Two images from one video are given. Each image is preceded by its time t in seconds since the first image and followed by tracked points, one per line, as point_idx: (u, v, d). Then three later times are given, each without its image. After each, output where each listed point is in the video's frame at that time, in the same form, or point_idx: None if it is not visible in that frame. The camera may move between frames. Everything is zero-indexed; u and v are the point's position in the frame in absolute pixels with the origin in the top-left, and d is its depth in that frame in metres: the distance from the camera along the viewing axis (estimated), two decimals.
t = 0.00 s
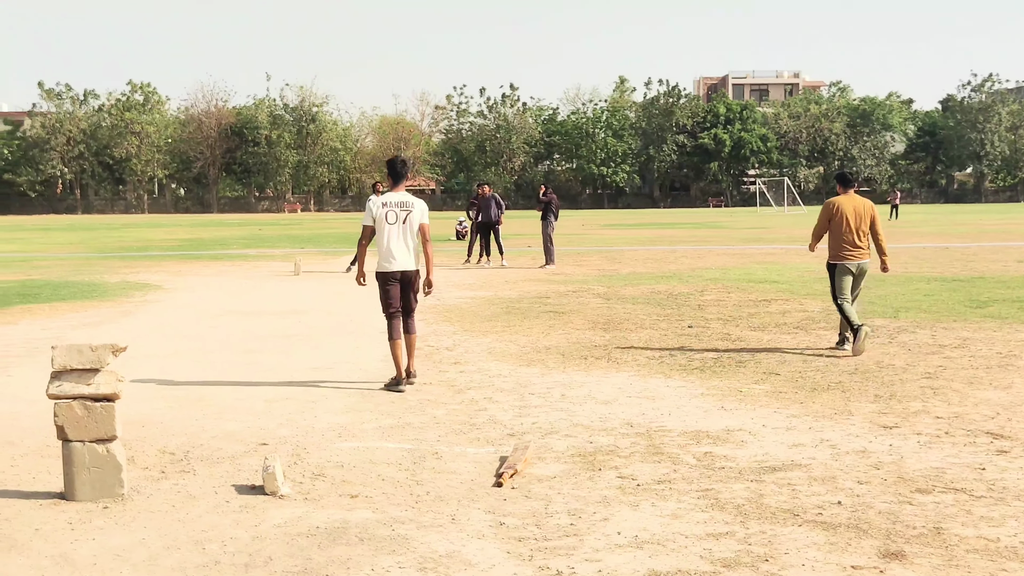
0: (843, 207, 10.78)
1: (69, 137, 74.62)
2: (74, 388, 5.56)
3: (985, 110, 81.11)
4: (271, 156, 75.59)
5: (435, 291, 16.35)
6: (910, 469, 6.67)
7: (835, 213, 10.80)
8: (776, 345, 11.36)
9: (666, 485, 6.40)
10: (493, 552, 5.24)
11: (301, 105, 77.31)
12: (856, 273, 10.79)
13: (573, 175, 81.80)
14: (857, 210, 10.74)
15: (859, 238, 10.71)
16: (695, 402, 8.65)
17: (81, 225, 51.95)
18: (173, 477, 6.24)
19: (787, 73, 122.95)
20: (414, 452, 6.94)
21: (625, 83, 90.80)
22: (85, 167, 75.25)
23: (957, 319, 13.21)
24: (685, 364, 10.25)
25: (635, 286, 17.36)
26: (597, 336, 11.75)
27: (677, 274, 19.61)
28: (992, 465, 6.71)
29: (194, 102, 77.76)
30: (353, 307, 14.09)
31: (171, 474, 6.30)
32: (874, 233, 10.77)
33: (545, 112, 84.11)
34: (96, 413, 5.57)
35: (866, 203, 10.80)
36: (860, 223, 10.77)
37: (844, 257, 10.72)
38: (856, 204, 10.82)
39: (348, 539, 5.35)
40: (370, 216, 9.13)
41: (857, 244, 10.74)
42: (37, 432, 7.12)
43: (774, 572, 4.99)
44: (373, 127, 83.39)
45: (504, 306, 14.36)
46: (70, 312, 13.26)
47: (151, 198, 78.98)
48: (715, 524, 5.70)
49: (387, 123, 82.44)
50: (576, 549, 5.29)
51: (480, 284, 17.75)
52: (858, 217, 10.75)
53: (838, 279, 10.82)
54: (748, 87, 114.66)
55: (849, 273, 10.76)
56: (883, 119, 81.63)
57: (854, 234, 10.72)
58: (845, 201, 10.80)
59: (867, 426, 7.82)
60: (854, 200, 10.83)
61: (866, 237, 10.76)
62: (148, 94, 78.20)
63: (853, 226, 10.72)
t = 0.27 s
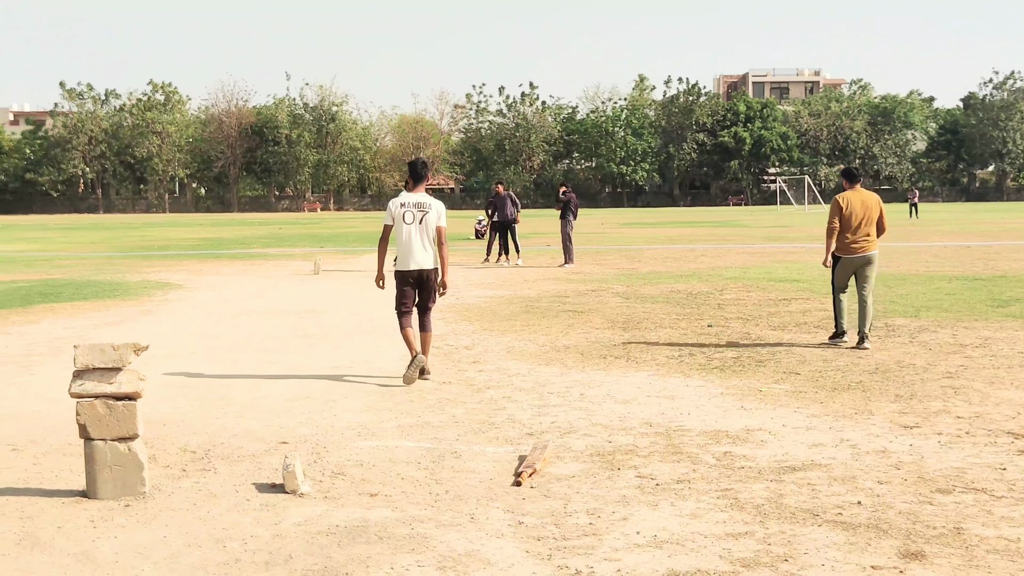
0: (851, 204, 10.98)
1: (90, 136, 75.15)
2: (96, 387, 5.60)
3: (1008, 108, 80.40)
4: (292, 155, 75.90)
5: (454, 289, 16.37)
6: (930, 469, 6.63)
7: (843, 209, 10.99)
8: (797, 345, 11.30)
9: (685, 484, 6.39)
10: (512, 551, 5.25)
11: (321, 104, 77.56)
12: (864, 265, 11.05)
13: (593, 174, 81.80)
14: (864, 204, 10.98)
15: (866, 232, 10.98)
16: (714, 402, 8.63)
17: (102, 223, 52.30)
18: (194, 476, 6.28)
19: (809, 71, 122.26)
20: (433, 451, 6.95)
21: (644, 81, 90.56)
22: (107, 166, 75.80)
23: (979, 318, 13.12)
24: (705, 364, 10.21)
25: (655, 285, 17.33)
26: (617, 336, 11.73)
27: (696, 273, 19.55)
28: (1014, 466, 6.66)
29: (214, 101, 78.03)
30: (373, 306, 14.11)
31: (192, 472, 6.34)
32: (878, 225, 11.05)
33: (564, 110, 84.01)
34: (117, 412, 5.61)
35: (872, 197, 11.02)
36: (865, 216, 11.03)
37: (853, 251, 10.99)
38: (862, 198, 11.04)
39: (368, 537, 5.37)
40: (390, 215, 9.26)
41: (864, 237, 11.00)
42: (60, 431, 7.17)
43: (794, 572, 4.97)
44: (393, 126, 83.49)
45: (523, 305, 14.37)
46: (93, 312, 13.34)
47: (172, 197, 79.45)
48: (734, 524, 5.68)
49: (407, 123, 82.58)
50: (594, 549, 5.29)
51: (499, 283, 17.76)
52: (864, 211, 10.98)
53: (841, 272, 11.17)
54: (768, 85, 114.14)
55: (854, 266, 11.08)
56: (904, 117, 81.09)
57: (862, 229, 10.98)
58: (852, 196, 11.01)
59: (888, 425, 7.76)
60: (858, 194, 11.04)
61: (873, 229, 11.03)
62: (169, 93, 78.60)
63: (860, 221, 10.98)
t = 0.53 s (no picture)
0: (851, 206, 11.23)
1: (106, 136, 75.54)
2: (113, 385, 5.63)
3: None
4: (307, 155, 76.07)
5: (469, 288, 16.35)
6: (948, 465, 6.59)
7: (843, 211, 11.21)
8: (813, 341, 11.25)
9: (701, 482, 6.36)
10: (529, 548, 5.24)
11: (335, 103, 77.65)
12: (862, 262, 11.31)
13: (607, 172, 81.58)
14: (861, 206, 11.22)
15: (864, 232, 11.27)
16: (730, 399, 8.59)
17: (119, 223, 52.53)
18: (211, 474, 6.31)
19: (824, 67, 121.67)
20: (448, 449, 6.96)
21: (658, 79, 90.26)
22: (122, 166, 76.15)
23: (996, 315, 13.04)
24: (720, 361, 10.18)
25: (671, 283, 17.29)
26: (632, 334, 11.72)
27: (711, 271, 19.50)
28: None
29: (229, 101, 78.22)
30: (388, 305, 14.11)
31: (208, 471, 6.36)
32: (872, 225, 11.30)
33: (579, 108, 83.80)
34: (134, 411, 5.63)
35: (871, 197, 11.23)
36: (862, 217, 11.29)
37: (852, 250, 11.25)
38: (858, 198, 11.30)
39: (383, 535, 5.37)
40: (403, 213, 9.50)
41: (862, 237, 11.28)
42: (77, 430, 7.23)
43: (812, 569, 4.94)
44: (407, 125, 83.49)
45: (538, 303, 14.36)
46: (108, 311, 13.40)
47: (188, 196, 79.75)
48: (750, 521, 5.66)
49: (421, 121, 82.58)
50: (610, 547, 5.28)
51: (514, 281, 17.76)
52: (862, 212, 11.21)
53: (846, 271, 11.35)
54: (783, 81, 113.60)
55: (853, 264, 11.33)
56: (920, 113, 80.57)
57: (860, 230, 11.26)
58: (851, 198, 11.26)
59: (904, 422, 7.72)
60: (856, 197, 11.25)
61: (870, 231, 11.30)
62: (184, 93, 78.86)
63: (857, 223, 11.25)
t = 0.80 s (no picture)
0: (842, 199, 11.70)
1: (114, 138, 75.85)
2: (120, 387, 5.64)
3: None
4: (314, 155, 76.24)
5: (476, 288, 16.36)
6: (956, 465, 6.57)
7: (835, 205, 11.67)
8: (821, 340, 11.22)
9: (708, 482, 6.35)
10: (537, 549, 5.24)
11: (342, 104, 77.76)
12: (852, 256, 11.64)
13: (614, 171, 81.51)
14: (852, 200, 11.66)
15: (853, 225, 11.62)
16: (738, 398, 8.58)
17: (127, 225, 52.71)
18: (219, 475, 6.32)
19: (832, 66, 121.36)
20: (456, 449, 6.96)
21: (665, 78, 90.13)
22: (130, 167, 76.41)
23: (1004, 313, 13.00)
24: (727, 361, 10.17)
25: (678, 282, 17.28)
26: (639, 333, 11.71)
27: (718, 270, 19.49)
28: None
29: (236, 102, 78.34)
30: (395, 305, 14.12)
31: (216, 472, 6.38)
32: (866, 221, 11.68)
33: (586, 107, 83.78)
34: (141, 412, 5.64)
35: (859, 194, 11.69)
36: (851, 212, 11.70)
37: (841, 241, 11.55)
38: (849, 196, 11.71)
39: (391, 536, 5.38)
40: (401, 219, 9.54)
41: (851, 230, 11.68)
42: (85, 431, 7.25)
43: (820, 569, 4.94)
44: (414, 125, 83.54)
45: (545, 303, 14.35)
46: (117, 313, 13.44)
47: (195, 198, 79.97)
48: (758, 521, 5.65)
49: (428, 121, 82.63)
50: (618, 547, 5.28)
51: (521, 281, 17.76)
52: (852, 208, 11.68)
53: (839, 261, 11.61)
54: (790, 80, 113.40)
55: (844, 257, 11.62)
56: (928, 111, 80.37)
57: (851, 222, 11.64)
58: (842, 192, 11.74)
59: (911, 421, 7.70)
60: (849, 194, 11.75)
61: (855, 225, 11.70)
62: (191, 94, 79.03)
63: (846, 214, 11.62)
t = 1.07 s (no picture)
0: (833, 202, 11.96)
1: (117, 140, 76.01)
2: (124, 388, 5.65)
3: None
4: (317, 157, 76.32)
5: (480, 289, 16.35)
6: (960, 463, 6.56)
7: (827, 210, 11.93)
8: (825, 340, 11.20)
9: (713, 481, 6.34)
10: (541, 548, 5.24)
11: (345, 105, 77.77)
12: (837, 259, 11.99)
13: (617, 172, 81.49)
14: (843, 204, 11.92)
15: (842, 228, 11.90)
16: (742, 398, 8.56)
17: (130, 227, 52.74)
18: (223, 475, 6.33)
19: (834, 67, 121.27)
20: (460, 449, 6.96)
21: (668, 78, 90.02)
22: (133, 170, 76.47)
23: (1007, 313, 12.96)
24: (731, 360, 10.16)
25: (680, 282, 17.28)
26: (642, 333, 11.70)
27: (722, 270, 19.46)
28: None
29: (240, 104, 78.39)
30: (399, 306, 14.13)
31: (221, 473, 6.38)
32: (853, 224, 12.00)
33: (589, 108, 83.75)
34: (145, 413, 5.64)
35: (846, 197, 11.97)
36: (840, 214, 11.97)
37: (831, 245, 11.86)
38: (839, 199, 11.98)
39: (395, 536, 5.37)
40: (395, 214, 9.96)
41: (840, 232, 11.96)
42: (90, 432, 7.25)
43: (824, 568, 4.93)
44: (417, 126, 83.58)
45: (549, 303, 14.34)
46: (120, 314, 13.46)
47: (198, 200, 80.03)
48: (762, 520, 5.64)
49: (431, 122, 82.70)
50: (621, 546, 5.28)
51: (525, 281, 17.75)
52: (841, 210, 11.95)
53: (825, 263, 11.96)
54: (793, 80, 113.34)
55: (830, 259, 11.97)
56: (930, 111, 80.44)
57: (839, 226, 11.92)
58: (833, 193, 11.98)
59: (915, 420, 7.69)
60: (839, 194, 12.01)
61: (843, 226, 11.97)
62: (194, 96, 79.04)
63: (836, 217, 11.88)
